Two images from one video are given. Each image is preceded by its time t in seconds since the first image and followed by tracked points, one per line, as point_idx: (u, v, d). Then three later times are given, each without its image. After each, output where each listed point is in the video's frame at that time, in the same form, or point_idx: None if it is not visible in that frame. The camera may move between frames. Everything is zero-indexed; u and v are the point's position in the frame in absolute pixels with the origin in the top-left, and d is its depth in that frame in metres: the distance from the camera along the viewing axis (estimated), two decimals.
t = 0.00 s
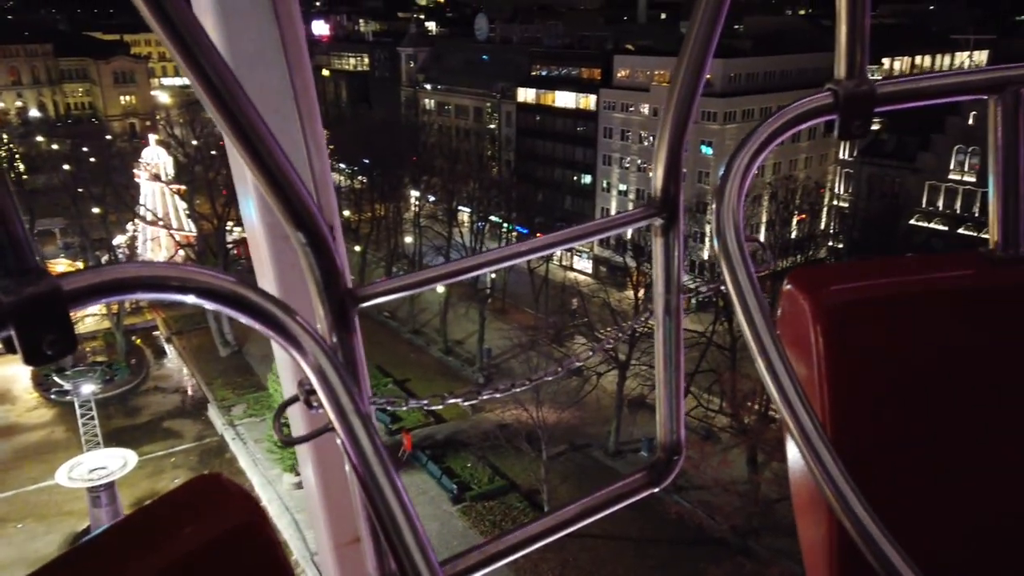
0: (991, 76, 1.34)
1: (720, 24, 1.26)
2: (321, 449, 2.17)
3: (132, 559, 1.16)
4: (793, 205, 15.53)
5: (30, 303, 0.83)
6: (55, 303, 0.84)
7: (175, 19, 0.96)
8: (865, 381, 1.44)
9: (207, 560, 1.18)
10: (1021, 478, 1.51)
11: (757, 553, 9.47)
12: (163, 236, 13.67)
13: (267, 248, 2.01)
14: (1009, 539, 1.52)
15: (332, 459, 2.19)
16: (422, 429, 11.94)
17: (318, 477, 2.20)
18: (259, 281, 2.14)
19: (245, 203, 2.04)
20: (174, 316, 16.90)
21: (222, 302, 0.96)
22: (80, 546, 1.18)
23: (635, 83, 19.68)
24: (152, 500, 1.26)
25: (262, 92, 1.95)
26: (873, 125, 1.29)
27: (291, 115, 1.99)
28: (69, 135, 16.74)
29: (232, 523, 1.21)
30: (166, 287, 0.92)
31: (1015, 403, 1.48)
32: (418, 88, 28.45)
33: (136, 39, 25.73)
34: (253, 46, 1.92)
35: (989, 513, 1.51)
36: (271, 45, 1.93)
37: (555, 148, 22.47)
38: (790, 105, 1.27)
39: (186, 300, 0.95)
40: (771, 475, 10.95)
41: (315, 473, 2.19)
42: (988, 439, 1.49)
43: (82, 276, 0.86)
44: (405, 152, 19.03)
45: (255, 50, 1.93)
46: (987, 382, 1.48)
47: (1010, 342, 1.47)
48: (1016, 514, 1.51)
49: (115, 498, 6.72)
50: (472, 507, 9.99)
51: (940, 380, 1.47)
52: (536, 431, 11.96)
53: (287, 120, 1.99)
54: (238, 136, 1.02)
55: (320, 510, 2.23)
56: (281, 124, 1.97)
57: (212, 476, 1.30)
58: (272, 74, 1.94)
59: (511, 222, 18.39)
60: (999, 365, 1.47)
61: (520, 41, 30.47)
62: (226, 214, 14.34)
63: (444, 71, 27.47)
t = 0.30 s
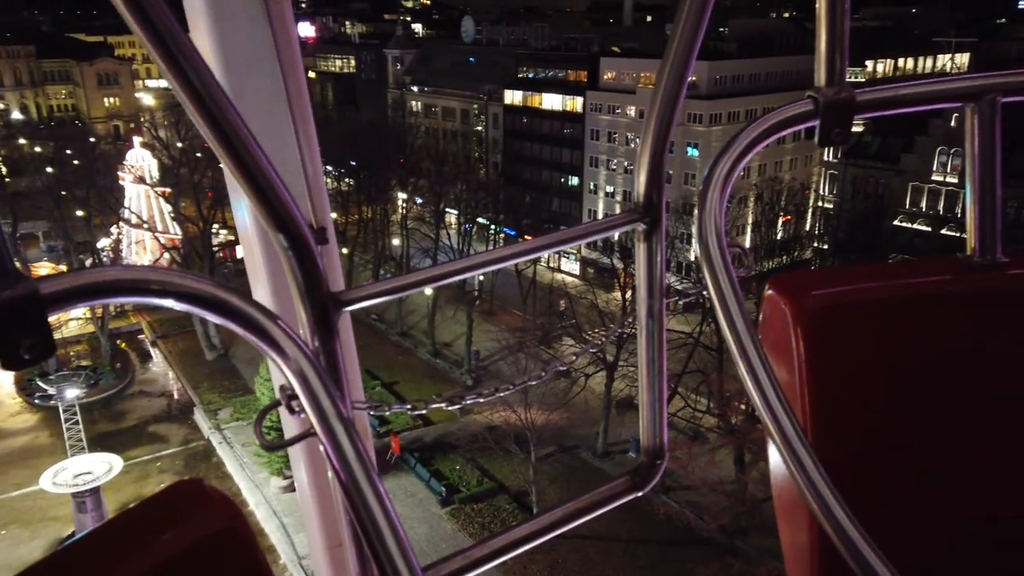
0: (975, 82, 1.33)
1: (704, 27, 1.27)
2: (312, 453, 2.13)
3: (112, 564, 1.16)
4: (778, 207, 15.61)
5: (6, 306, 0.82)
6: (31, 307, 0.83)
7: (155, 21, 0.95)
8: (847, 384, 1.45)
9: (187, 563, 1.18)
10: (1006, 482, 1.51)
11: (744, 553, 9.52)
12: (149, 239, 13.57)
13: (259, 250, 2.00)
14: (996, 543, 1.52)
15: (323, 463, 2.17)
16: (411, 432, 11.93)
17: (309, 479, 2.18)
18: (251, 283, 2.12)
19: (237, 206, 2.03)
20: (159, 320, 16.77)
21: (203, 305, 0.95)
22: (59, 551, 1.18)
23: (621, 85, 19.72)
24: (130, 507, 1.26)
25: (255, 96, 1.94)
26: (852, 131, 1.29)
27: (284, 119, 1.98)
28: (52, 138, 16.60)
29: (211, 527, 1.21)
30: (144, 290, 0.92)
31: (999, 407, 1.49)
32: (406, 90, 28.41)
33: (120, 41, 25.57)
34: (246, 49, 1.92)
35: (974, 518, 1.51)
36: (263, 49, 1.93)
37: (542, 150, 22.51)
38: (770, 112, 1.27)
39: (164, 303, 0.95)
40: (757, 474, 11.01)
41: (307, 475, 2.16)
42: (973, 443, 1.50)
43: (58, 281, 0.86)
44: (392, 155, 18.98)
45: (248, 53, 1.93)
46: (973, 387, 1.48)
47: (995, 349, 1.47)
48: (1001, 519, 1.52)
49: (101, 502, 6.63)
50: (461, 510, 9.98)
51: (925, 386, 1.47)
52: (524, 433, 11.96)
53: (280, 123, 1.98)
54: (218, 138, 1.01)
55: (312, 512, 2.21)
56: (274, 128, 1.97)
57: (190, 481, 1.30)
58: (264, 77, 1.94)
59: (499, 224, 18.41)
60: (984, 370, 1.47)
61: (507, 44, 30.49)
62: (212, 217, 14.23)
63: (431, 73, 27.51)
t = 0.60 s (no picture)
0: (963, 85, 1.33)
1: (695, 29, 1.27)
2: (306, 454, 2.12)
3: (105, 567, 1.15)
4: (769, 207, 15.64)
5: None
6: (22, 309, 0.83)
7: (148, 24, 0.95)
8: (841, 385, 1.45)
9: (181, 566, 1.18)
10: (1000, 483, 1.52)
11: (737, 551, 9.55)
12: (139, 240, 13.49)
13: (255, 251, 1.99)
14: (993, 543, 1.52)
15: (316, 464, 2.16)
16: (404, 433, 11.93)
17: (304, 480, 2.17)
18: (247, 283, 2.11)
19: (232, 205, 2.01)
20: (150, 322, 16.70)
21: (193, 307, 0.94)
22: (52, 553, 1.18)
23: (614, 86, 19.90)
24: (121, 510, 1.25)
25: (253, 96, 1.94)
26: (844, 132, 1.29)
27: (281, 120, 1.98)
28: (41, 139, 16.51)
29: (204, 531, 1.20)
30: (135, 293, 0.91)
31: (994, 408, 1.50)
32: (397, 91, 28.41)
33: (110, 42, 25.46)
34: (243, 48, 1.91)
35: (971, 517, 1.52)
36: (259, 49, 1.91)
37: (534, 150, 22.53)
38: (766, 113, 1.27)
39: (154, 306, 0.94)
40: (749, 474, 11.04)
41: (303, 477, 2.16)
42: (967, 443, 1.51)
43: (50, 282, 0.85)
44: (384, 155, 18.94)
45: (244, 52, 1.91)
46: (966, 387, 1.48)
47: (989, 350, 1.48)
48: (998, 517, 1.52)
49: (92, 505, 6.58)
50: (454, 511, 9.97)
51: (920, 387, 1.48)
52: (517, 433, 11.96)
53: (277, 123, 1.98)
54: (210, 137, 1.00)
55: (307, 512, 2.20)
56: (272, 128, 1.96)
57: (180, 484, 1.29)
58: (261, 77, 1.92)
59: (491, 225, 18.41)
60: (976, 371, 1.49)
61: (498, 44, 30.46)
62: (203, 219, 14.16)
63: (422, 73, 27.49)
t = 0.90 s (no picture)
0: (957, 83, 1.34)
1: (689, 28, 1.27)
2: (302, 454, 2.12)
3: (99, 568, 1.15)
4: (764, 206, 15.66)
5: None
6: (16, 307, 0.82)
7: (141, 20, 0.95)
8: (836, 383, 1.45)
9: (175, 566, 1.18)
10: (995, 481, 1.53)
11: (732, 550, 9.56)
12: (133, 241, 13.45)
13: (249, 251, 1.98)
14: (989, 541, 1.53)
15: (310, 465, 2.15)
16: (400, 433, 11.94)
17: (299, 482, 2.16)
18: (240, 282, 2.10)
19: (226, 205, 2.01)
20: (145, 323, 16.65)
21: (185, 303, 0.94)
22: (45, 553, 1.17)
23: (608, 86, 19.94)
24: (116, 511, 1.25)
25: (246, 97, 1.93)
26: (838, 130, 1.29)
27: (275, 121, 1.97)
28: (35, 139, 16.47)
29: (200, 532, 1.20)
30: (129, 292, 0.91)
31: (987, 406, 1.50)
32: (392, 91, 28.42)
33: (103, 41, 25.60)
34: (236, 47, 1.90)
35: (967, 516, 1.52)
36: (254, 49, 1.91)
37: (530, 150, 22.54)
38: (758, 113, 1.26)
39: (148, 305, 0.94)
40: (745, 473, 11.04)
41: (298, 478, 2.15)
42: (962, 442, 1.51)
43: (43, 281, 0.85)
44: (379, 155, 18.92)
45: (237, 52, 1.90)
46: (960, 385, 1.49)
47: (982, 348, 1.48)
48: (994, 515, 1.53)
49: (87, 505, 6.53)
50: (450, 510, 9.97)
51: (915, 386, 1.48)
52: (514, 433, 11.97)
53: (270, 123, 1.97)
54: (203, 135, 1.00)
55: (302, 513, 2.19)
56: (266, 128, 1.96)
57: (175, 484, 1.29)
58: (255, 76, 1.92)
59: (487, 225, 18.41)
60: (970, 370, 1.49)
61: (494, 44, 30.47)
62: (198, 218, 14.11)
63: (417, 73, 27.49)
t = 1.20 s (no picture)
0: (956, 75, 1.32)
1: (684, 26, 1.27)
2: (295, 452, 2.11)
3: (97, 565, 1.14)
4: (761, 205, 15.67)
5: None
6: (13, 305, 0.82)
7: (134, 15, 0.94)
8: (832, 378, 1.45)
9: (175, 563, 1.18)
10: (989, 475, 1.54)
11: (730, 550, 9.56)
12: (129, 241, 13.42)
13: (239, 251, 1.99)
14: (983, 534, 1.54)
15: (304, 464, 2.15)
16: (397, 433, 11.93)
17: (292, 481, 2.15)
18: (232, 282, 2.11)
19: (216, 205, 2.02)
20: (142, 323, 16.62)
21: (180, 301, 0.93)
22: (42, 551, 1.17)
23: (605, 86, 19.94)
24: (116, 508, 1.25)
25: (235, 94, 1.91)
26: (835, 124, 1.28)
27: (265, 119, 1.97)
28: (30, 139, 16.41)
29: (198, 530, 1.20)
30: (124, 288, 0.90)
31: (982, 400, 1.50)
32: (389, 91, 28.41)
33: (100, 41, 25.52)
34: (225, 43, 1.88)
35: (964, 510, 1.53)
36: (242, 46, 1.90)
37: (527, 150, 22.53)
38: (753, 108, 1.26)
39: (145, 302, 0.93)
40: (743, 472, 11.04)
41: (290, 477, 2.15)
42: (957, 436, 1.51)
43: (39, 279, 0.84)
44: (376, 155, 18.89)
45: (225, 47, 1.88)
46: (955, 380, 1.49)
47: (977, 343, 1.48)
48: (988, 509, 1.54)
49: (84, 507, 6.50)
50: (448, 510, 9.97)
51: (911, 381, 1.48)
52: (511, 432, 11.96)
53: (260, 119, 1.96)
54: (198, 133, 0.99)
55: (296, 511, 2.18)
56: (257, 125, 1.95)
57: (173, 481, 1.29)
58: (244, 74, 1.91)
59: (484, 224, 18.40)
60: (966, 365, 1.49)
61: (490, 43, 30.44)
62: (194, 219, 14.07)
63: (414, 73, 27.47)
